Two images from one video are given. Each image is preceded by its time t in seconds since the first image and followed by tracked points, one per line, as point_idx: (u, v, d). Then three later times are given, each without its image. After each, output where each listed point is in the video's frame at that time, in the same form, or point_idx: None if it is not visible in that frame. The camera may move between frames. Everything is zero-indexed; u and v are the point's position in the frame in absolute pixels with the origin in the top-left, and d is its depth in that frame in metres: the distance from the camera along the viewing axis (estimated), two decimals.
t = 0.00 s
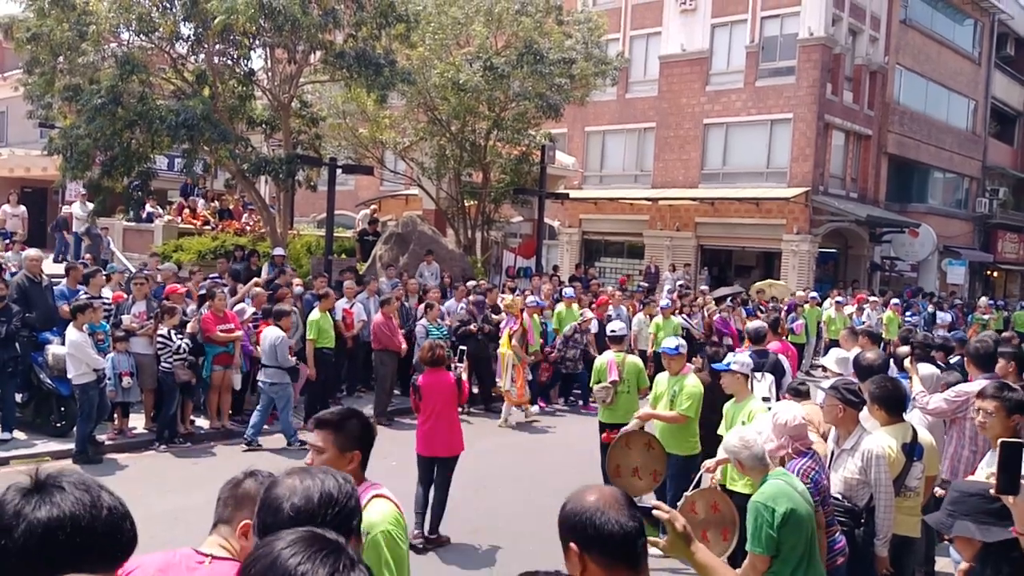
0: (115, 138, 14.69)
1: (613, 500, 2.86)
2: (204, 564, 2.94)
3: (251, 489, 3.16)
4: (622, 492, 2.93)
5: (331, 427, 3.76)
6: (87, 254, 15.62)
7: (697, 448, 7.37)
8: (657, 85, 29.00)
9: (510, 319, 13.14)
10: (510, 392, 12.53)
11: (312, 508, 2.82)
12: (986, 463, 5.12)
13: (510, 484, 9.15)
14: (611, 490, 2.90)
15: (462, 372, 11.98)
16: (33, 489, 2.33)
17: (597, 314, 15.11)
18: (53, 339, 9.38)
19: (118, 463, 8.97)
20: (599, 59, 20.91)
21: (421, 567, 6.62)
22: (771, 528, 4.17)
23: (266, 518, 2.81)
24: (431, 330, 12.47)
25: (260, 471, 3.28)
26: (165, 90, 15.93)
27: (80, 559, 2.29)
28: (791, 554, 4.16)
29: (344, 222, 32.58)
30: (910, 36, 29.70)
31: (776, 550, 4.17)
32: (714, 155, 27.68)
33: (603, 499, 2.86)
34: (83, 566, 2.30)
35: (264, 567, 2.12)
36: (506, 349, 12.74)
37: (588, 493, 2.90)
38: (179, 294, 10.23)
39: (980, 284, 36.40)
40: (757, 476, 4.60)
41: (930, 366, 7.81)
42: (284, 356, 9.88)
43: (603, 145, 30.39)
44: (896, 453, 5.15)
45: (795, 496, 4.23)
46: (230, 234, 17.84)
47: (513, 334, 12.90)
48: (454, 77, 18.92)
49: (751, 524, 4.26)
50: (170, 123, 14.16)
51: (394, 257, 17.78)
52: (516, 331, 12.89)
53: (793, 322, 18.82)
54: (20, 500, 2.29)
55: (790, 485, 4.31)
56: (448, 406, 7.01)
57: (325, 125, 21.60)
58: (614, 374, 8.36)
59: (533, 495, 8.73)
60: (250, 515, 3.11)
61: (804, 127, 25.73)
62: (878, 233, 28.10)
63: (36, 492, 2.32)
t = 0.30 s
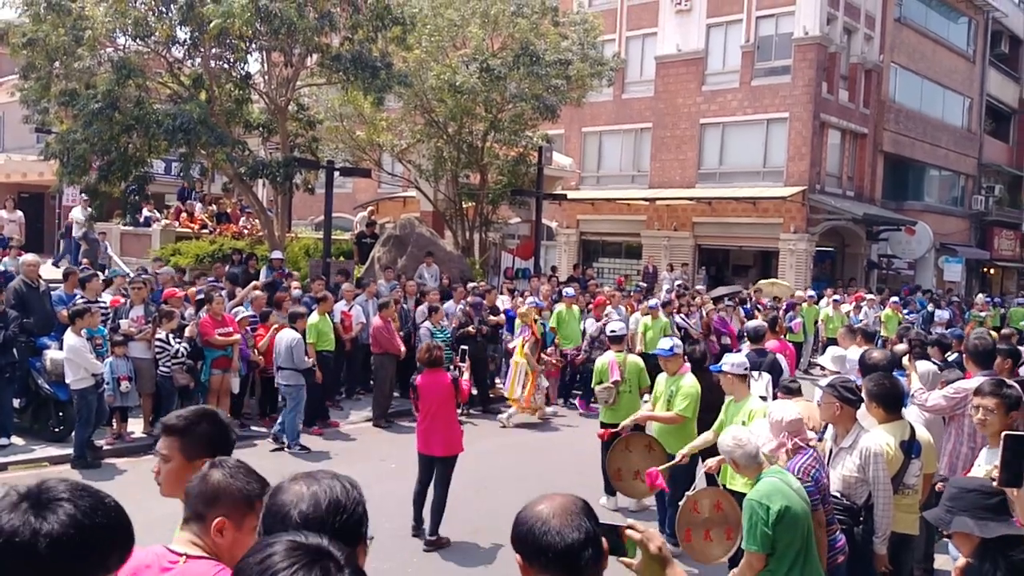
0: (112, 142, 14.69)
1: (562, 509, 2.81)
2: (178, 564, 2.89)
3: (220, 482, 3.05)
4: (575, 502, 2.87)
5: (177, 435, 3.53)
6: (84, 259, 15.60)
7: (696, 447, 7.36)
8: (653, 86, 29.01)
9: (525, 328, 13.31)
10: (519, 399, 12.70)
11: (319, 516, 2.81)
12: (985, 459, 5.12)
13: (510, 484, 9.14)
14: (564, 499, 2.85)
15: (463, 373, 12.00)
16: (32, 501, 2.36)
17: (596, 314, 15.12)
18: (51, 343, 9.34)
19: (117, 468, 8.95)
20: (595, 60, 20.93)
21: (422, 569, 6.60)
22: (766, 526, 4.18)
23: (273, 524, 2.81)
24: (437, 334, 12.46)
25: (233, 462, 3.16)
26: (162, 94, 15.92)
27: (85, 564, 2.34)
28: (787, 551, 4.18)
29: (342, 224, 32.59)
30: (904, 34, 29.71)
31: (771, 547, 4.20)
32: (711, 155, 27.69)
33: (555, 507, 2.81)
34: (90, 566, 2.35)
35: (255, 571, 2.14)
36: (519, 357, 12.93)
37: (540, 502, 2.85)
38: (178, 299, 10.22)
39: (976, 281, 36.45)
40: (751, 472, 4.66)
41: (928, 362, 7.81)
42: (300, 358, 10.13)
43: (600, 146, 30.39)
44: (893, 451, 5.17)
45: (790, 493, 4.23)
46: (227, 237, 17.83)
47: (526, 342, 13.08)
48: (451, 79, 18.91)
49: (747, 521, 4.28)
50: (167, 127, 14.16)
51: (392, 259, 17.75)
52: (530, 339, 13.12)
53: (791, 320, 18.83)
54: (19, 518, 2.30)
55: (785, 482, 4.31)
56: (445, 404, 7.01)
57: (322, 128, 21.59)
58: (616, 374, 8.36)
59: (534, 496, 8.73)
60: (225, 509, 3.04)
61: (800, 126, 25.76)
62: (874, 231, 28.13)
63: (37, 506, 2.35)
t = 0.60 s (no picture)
0: (105, 147, 14.61)
1: (558, 519, 2.56)
2: (117, 569, 2.82)
3: (154, 477, 3.03)
4: (569, 510, 2.64)
5: None
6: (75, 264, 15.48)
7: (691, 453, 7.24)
8: (648, 92, 28.98)
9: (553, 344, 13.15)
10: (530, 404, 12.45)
11: (332, 525, 2.74)
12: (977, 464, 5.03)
13: (506, 490, 9.05)
14: (558, 511, 2.60)
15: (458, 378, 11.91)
16: (15, 513, 2.32)
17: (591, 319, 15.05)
18: (38, 351, 9.22)
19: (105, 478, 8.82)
20: (590, 67, 20.92)
21: None
22: (759, 531, 4.12)
23: (278, 535, 2.73)
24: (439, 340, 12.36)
25: (166, 454, 3.16)
26: (156, 99, 15.83)
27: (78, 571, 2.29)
28: (780, 558, 4.11)
29: (337, 230, 32.51)
30: (895, 42, 29.80)
31: (764, 553, 4.14)
32: (706, 161, 27.66)
33: (549, 518, 2.57)
34: (84, 570, 2.31)
35: None
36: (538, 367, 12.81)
37: (532, 512, 2.60)
38: (170, 305, 10.16)
39: (969, 286, 36.49)
40: (744, 479, 4.64)
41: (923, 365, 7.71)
42: (300, 366, 10.07)
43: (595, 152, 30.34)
44: (886, 456, 5.10)
45: (783, 499, 4.17)
46: (221, 243, 17.73)
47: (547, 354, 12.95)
48: (447, 85, 18.85)
49: (740, 526, 4.21)
50: (161, 132, 14.07)
51: (388, 264, 17.59)
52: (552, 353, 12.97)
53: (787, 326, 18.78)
54: (6, 532, 2.25)
55: (779, 487, 4.24)
56: (436, 408, 6.99)
57: (317, 133, 21.53)
58: (613, 380, 8.31)
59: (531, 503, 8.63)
60: (164, 504, 3.02)
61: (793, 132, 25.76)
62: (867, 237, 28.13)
63: (21, 519, 2.30)
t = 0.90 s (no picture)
0: (90, 155, 14.54)
1: (566, 543, 2.44)
2: None
3: (83, 479, 3.08)
4: (581, 531, 2.53)
5: None
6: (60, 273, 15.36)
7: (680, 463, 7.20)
8: (637, 104, 29.06)
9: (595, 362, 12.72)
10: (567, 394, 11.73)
11: (302, 539, 2.69)
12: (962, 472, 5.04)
13: (495, 501, 8.99)
14: (570, 533, 2.48)
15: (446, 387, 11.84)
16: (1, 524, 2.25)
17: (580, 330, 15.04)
18: (21, 360, 9.11)
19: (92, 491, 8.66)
20: (579, 78, 20.96)
21: None
22: (745, 539, 4.10)
23: (247, 550, 2.66)
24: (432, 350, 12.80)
25: (95, 456, 3.22)
26: (143, 108, 15.77)
27: None
28: (768, 565, 4.08)
29: (324, 240, 32.42)
30: (880, 56, 29.98)
31: (751, 561, 4.10)
32: (694, 172, 27.74)
33: (564, 538, 2.46)
34: None
35: None
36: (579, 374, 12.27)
37: (545, 532, 2.49)
38: (156, 314, 10.10)
39: (954, 297, 36.70)
40: (730, 488, 4.64)
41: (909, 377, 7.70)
42: (291, 375, 10.01)
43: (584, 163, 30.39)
44: (873, 464, 5.08)
45: (768, 506, 4.15)
46: (207, 252, 17.62)
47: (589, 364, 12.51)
48: (437, 95, 18.83)
49: (726, 534, 4.19)
50: (147, 141, 13.99)
51: (377, 274, 17.47)
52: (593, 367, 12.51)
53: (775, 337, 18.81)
54: None
55: (765, 494, 4.22)
56: (417, 413, 6.99)
57: (305, 143, 21.48)
58: (601, 390, 8.23)
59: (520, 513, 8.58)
60: (96, 505, 3.06)
61: (779, 145, 25.89)
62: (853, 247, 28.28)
63: (9, 529, 2.24)
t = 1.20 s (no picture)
0: (59, 173, 14.38)
1: (582, 562, 2.31)
2: None
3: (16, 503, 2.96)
4: (602, 552, 2.38)
5: None
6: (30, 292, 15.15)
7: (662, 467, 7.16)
8: (610, 111, 29.16)
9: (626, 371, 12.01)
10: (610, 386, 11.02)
11: (240, 559, 2.45)
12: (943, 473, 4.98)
13: (476, 512, 8.91)
14: (588, 551, 2.36)
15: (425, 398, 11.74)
16: None
17: (559, 337, 14.99)
18: None
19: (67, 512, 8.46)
20: (553, 86, 20.98)
21: None
22: (726, 544, 4.08)
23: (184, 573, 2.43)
24: (412, 360, 12.76)
25: (30, 480, 3.08)
26: (112, 124, 15.60)
27: None
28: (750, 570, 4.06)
29: (300, 253, 32.24)
30: (849, 60, 30.29)
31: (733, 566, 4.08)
32: (668, 178, 27.85)
33: (579, 558, 2.32)
34: None
35: None
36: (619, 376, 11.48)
37: (561, 549, 2.36)
38: (128, 333, 9.98)
39: (928, 297, 37.04)
40: (711, 493, 4.62)
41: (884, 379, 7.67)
42: (267, 390, 9.89)
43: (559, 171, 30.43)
44: (852, 466, 5.08)
45: (748, 510, 4.14)
46: (181, 268, 17.44)
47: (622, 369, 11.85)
48: (410, 106, 18.77)
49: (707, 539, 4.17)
50: (117, 157, 13.82)
51: (353, 286, 17.41)
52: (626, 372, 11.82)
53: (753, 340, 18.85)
54: None
55: (744, 499, 4.21)
56: (397, 425, 6.93)
57: (278, 156, 21.36)
58: (589, 397, 8.22)
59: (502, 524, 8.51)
60: (37, 530, 2.95)
61: (753, 149, 26.04)
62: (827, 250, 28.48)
63: None
